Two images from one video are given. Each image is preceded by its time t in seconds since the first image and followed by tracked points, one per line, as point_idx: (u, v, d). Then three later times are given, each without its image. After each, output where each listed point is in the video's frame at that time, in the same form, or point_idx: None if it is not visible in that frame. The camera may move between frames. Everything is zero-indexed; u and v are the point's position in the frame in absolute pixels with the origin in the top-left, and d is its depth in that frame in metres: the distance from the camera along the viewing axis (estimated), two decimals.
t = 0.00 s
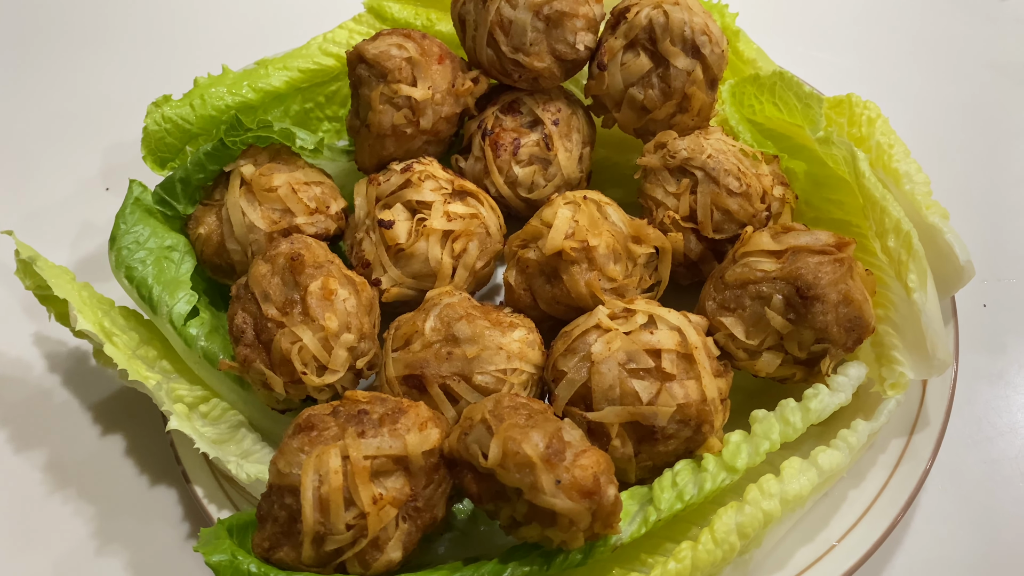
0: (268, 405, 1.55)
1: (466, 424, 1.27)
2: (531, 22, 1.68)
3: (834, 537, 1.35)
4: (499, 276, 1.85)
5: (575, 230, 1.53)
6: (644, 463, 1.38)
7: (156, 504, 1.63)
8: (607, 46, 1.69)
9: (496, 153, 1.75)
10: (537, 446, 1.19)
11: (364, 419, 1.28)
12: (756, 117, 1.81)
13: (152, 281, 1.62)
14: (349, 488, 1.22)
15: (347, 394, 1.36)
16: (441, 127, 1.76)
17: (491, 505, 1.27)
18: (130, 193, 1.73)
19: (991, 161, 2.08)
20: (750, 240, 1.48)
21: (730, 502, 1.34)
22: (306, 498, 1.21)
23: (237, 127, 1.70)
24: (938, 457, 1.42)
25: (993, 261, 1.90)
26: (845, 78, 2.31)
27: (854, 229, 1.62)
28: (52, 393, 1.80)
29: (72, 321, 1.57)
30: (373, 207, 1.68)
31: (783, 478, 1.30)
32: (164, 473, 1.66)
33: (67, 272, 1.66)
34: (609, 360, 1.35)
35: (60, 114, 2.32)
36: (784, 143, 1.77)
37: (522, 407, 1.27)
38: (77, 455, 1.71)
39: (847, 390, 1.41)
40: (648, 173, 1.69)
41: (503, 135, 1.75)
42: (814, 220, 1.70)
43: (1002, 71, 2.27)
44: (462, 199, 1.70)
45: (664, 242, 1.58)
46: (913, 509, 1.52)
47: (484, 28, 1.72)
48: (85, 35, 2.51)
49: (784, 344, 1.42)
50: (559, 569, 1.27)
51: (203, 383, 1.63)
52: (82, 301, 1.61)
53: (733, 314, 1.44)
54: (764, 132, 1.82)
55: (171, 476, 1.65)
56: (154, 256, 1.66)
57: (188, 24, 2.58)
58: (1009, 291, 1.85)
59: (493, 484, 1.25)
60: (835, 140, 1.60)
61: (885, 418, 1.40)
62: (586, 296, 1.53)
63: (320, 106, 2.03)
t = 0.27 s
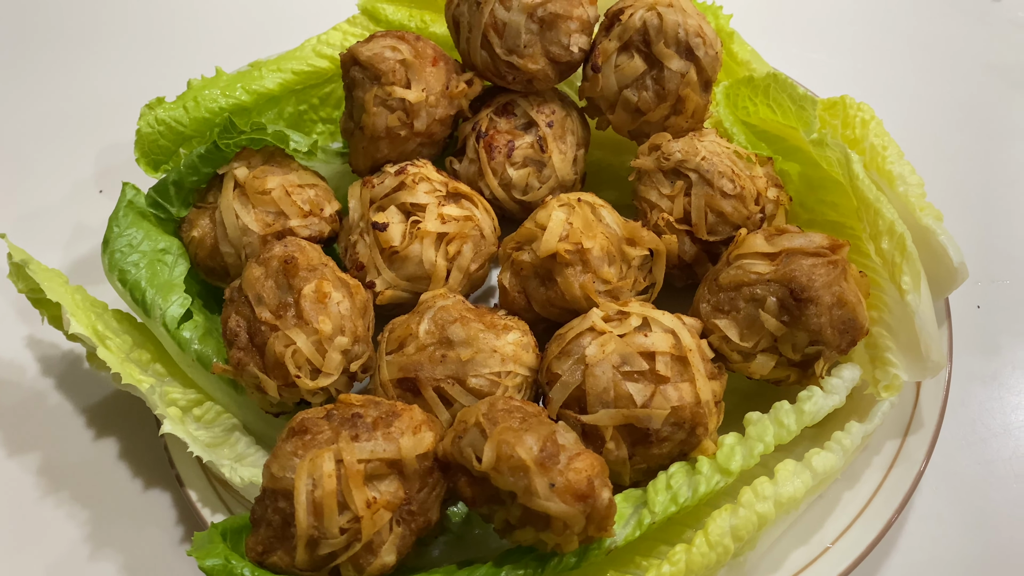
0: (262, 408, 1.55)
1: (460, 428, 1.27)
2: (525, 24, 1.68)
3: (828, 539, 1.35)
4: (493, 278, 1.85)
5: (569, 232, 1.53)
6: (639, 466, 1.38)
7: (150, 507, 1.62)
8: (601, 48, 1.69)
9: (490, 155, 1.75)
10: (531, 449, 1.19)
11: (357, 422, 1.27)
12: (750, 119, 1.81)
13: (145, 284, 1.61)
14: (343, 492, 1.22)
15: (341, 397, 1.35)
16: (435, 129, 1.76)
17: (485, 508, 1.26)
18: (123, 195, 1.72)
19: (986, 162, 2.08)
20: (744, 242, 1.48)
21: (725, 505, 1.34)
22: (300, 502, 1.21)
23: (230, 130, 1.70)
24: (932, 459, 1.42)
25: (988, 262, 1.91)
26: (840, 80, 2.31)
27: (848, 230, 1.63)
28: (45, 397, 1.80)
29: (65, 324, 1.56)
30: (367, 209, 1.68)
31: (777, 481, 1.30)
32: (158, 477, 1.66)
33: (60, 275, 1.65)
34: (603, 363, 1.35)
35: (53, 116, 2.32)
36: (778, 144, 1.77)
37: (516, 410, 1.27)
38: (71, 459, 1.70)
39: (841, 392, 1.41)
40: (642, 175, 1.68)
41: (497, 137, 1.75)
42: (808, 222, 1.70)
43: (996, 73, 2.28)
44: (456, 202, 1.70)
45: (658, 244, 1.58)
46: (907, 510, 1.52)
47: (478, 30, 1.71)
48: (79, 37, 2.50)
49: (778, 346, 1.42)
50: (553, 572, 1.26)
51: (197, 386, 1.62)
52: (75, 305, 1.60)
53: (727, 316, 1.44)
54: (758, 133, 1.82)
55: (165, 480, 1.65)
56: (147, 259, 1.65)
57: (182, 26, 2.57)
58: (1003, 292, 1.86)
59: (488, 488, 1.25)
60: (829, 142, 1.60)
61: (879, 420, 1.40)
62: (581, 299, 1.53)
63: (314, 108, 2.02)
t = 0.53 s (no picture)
0: (260, 408, 1.52)
1: (461, 427, 1.25)
2: (525, 19, 1.66)
3: (833, 539, 1.34)
4: (493, 276, 1.83)
5: (570, 230, 1.52)
6: (642, 465, 1.36)
7: (145, 509, 1.60)
8: (601, 44, 1.67)
9: (490, 151, 1.73)
10: (535, 449, 1.17)
11: (357, 422, 1.26)
12: (752, 115, 1.79)
13: (141, 283, 1.59)
14: (343, 493, 1.20)
15: (340, 396, 1.33)
16: (434, 126, 1.74)
17: (487, 509, 1.25)
18: (118, 192, 1.70)
19: (986, 159, 2.07)
20: (747, 239, 1.47)
21: (729, 504, 1.33)
22: (299, 503, 1.19)
23: (227, 127, 1.68)
24: (937, 457, 1.41)
25: (989, 259, 1.90)
26: (841, 77, 2.30)
27: (850, 227, 1.62)
28: (38, 398, 1.77)
29: (58, 323, 1.54)
30: (366, 206, 1.66)
31: (783, 480, 1.29)
32: (154, 478, 1.63)
33: (53, 274, 1.63)
34: (606, 361, 1.33)
35: (45, 114, 2.29)
36: (780, 141, 1.76)
37: (519, 409, 1.25)
38: (65, 461, 1.68)
39: (847, 390, 1.40)
40: (643, 171, 1.67)
41: (497, 133, 1.74)
42: (811, 219, 1.69)
43: (996, 70, 2.27)
44: (455, 199, 1.68)
45: (660, 241, 1.56)
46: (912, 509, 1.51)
47: (477, 25, 1.70)
48: (71, 33, 2.47)
49: (782, 344, 1.41)
50: (557, 573, 1.25)
51: (193, 386, 1.60)
52: (69, 304, 1.58)
53: (731, 314, 1.43)
54: (760, 130, 1.80)
55: (161, 481, 1.63)
56: (142, 257, 1.63)
57: (176, 23, 2.54)
58: (1005, 290, 1.85)
59: (490, 488, 1.23)
60: (831, 138, 1.60)
61: (885, 419, 1.39)
62: (582, 296, 1.51)
63: (310, 104, 2.00)
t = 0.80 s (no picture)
0: (265, 408, 1.51)
1: (471, 426, 1.24)
2: (529, 17, 1.66)
3: (842, 537, 1.34)
4: (497, 275, 1.83)
5: (577, 227, 1.51)
6: (652, 463, 1.36)
7: (148, 511, 1.59)
8: (606, 41, 1.67)
9: (494, 150, 1.72)
10: (546, 447, 1.16)
11: (366, 421, 1.25)
12: (755, 113, 1.80)
13: (143, 282, 1.57)
14: (353, 492, 1.19)
15: (348, 396, 1.32)
16: (438, 124, 1.73)
17: (497, 508, 1.24)
18: (120, 191, 1.68)
19: (986, 158, 2.08)
20: (754, 236, 1.46)
21: (739, 503, 1.33)
22: (309, 503, 1.18)
23: (230, 124, 1.67)
24: (944, 455, 1.41)
25: (992, 257, 1.91)
26: (843, 76, 2.30)
27: (855, 225, 1.62)
28: (38, 399, 1.75)
29: (60, 323, 1.52)
30: (370, 205, 1.65)
31: (793, 478, 1.29)
32: (156, 479, 1.62)
33: (54, 273, 1.61)
34: (615, 359, 1.33)
35: (43, 112, 2.27)
36: (783, 139, 1.77)
37: (528, 407, 1.24)
38: (65, 463, 1.66)
39: (855, 387, 1.41)
40: (648, 169, 1.66)
41: (501, 131, 1.73)
42: (815, 217, 1.69)
43: (997, 70, 2.28)
44: (460, 197, 1.67)
45: (667, 239, 1.56)
46: (919, 508, 1.51)
47: (481, 22, 1.69)
48: (68, 31, 2.45)
49: (790, 341, 1.41)
50: (568, 572, 1.24)
51: (196, 386, 1.59)
52: (70, 303, 1.56)
53: (739, 311, 1.42)
54: (763, 128, 1.81)
55: (163, 482, 1.61)
56: (145, 256, 1.61)
57: (175, 21, 2.52)
58: (1009, 287, 1.86)
59: (501, 488, 1.22)
60: (837, 136, 1.60)
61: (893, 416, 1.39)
62: (589, 295, 1.51)
63: (312, 102, 1.99)
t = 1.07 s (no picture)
0: (283, 417, 1.46)
1: (504, 436, 1.19)
2: (553, 12, 1.61)
3: (884, 548, 1.29)
4: (520, 278, 1.77)
5: (606, 228, 1.46)
6: (689, 474, 1.31)
7: (160, 524, 1.53)
8: (631, 37, 1.62)
9: (516, 149, 1.67)
10: (586, 459, 1.11)
11: (395, 431, 1.19)
12: (783, 112, 1.75)
13: (155, 286, 1.52)
14: (382, 506, 1.14)
15: (373, 404, 1.27)
16: (458, 123, 1.68)
17: (533, 522, 1.19)
18: (130, 191, 1.62)
19: (1013, 160, 2.05)
20: (791, 237, 1.42)
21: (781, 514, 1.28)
22: (336, 518, 1.13)
23: (244, 123, 1.63)
24: (988, 462, 1.36)
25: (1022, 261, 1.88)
26: (868, 75, 2.25)
27: (889, 226, 1.57)
28: (43, 408, 1.69)
29: (68, 329, 1.46)
30: (389, 205, 1.60)
31: (838, 488, 1.25)
32: (168, 491, 1.56)
33: (60, 277, 1.55)
34: (652, 366, 1.27)
35: (45, 112, 2.21)
36: (812, 138, 1.72)
37: (563, 416, 1.19)
38: (72, 474, 1.60)
39: (897, 393, 1.37)
40: (675, 169, 1.62)
41: (523, 130, 1.68)
42: (847, 217, 1.65)
43: None
44: (482, 198, 1.62)
45: (698, 241, 1.51)
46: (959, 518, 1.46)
47: (503, 18, 1.64)
48: (71, 29, 2.39)
49: (830, 346, 1.36)
50: None
51: (210, 394, 1.53)
52: (78, 309, 1.50)
53: (777, 315, 1.38)
54: (791, 127, 1.76)
55: (176, 494, 1.55)
56: (157, 259, 1.56)
57: (181, 18, 2.47)
58: None
59: (538, 501, 1.17)
60: (871, 134, 1.56)
61: (937, 424, 1.35)
62: (619, 298, 1.46)
63: (325, 101, 1.93)
